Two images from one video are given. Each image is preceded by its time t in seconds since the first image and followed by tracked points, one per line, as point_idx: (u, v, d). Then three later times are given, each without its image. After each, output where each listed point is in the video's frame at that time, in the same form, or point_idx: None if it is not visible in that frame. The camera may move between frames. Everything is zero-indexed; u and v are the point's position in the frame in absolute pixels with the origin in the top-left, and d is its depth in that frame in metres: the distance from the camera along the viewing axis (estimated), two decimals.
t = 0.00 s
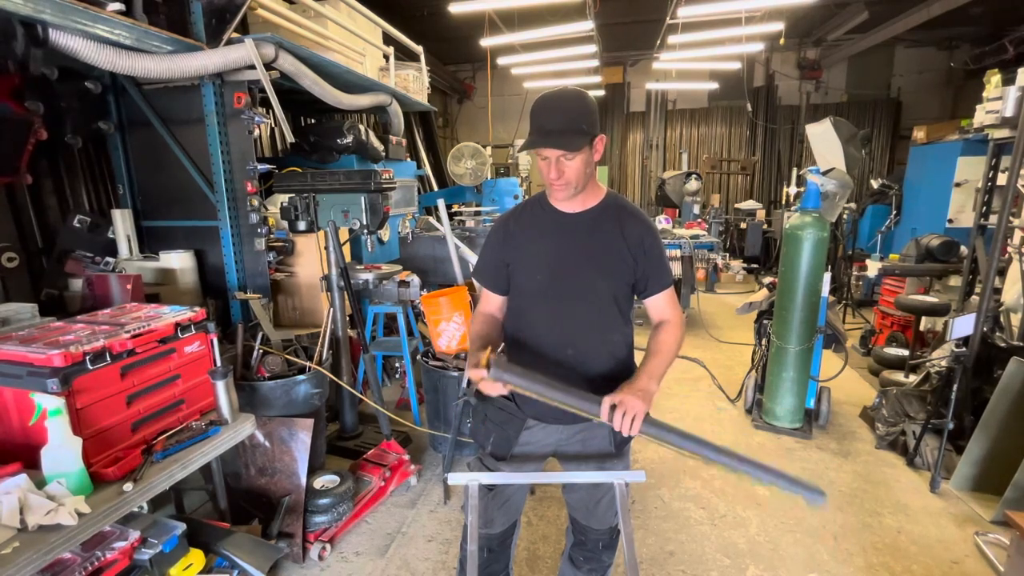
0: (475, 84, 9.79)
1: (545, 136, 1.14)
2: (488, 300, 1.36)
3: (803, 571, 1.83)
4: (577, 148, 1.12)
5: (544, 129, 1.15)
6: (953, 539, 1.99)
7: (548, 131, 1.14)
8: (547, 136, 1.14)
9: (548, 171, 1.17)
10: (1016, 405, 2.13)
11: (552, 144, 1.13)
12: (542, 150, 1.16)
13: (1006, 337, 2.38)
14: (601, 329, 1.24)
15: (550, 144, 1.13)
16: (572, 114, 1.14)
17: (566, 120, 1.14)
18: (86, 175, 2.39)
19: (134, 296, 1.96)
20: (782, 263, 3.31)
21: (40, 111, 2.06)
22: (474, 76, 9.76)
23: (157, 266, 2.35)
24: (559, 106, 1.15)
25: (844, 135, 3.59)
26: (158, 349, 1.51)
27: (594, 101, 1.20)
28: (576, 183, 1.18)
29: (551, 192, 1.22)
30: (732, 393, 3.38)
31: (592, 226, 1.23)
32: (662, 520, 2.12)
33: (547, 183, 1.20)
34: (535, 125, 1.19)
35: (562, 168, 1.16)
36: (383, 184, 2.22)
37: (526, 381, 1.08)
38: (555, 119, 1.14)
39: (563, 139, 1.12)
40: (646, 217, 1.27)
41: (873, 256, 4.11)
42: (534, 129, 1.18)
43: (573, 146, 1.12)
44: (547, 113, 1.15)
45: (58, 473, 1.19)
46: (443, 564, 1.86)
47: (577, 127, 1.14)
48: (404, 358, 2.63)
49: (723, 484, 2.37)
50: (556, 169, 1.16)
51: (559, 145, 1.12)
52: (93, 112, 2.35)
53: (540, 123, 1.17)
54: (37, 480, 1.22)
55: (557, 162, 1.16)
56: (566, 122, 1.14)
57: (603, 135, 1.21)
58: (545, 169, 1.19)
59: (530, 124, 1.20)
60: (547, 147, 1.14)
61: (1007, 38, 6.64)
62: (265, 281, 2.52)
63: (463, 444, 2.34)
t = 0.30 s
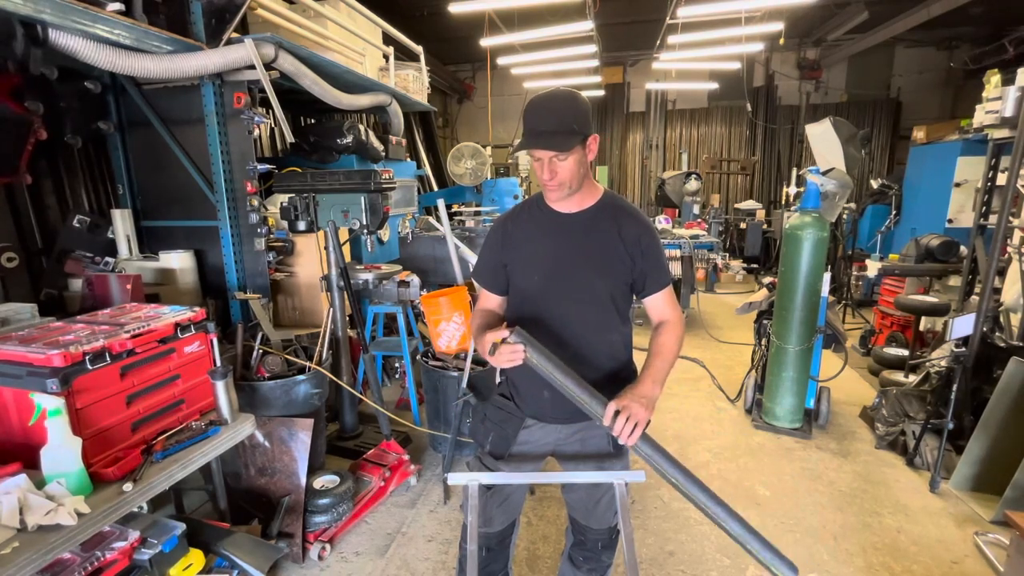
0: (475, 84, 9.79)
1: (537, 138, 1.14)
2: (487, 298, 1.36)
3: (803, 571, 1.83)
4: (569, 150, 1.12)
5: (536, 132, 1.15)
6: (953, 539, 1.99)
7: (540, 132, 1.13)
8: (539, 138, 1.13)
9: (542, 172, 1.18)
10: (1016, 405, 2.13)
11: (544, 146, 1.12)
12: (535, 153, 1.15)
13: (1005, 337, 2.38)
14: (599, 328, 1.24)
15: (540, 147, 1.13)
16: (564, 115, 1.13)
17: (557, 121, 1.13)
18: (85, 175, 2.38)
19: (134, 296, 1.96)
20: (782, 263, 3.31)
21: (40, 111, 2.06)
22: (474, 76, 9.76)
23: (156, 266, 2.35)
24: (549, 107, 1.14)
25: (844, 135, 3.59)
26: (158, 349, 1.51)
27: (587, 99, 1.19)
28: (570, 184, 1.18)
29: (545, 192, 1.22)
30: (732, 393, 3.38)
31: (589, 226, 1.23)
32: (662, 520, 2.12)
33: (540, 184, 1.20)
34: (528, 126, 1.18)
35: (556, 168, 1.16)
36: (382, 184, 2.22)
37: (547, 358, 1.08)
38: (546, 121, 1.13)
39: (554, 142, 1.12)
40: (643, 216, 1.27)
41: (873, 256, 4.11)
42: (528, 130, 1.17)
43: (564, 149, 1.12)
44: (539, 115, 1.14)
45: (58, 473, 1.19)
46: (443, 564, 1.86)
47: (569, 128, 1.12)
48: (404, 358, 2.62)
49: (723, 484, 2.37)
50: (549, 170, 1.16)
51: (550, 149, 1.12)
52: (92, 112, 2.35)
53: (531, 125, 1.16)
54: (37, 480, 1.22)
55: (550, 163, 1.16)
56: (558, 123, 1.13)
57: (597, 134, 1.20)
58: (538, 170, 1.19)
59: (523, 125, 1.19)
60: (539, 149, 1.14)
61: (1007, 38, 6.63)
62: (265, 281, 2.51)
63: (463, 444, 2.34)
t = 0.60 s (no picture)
0: (475, 84, 9.79)
1: (540, 142, 1.13)
2: (486, 298, 1.36)
3: (803, 571, 1.83)
4: (572, 155, 1.12)
5: (538, 135, 1.14)
6: (953, 539, 1.98)
7: (543, 136, 1.13)
8: (542, 142, 1.12)
9: (543, 175, 1.17)
10: (1016, 405, 2.13)
11: (548, 150, 1.12)
12: (537, 156, 1.15)
13: (1005, 337, 2.38)
14: (598, 329, 1.23)
15: (544, 151, 1.12)
16: (566, 118, 1.13)
17: (560, 125, 1.12)
18: (85, 175, 2.38)
19: (134, 296, 1.96)
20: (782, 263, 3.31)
21: (40, 111, 2.06)
22: (474, 76, 9.76)
23: (156, 266, 2.35)
24: (552, 110, 1.13)
25: (844, 135, 3.59)
26: (158, 349, 1.51)
27: (588, 102, 1.19)
28: (571, 187, 1.18)
29: (545, 193, 1.21)
30: (732, 393, 3.38)
31: (588, 226, 1.23)
32: (662, 520, 2.12)
33: (541, 185, 1.20)
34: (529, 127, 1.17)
35: (558, 172, 1.15)
36: (382, 184, 2.22)
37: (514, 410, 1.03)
38: (549, 124, 1.13)
39: (558, 147, 1.11)
40: (642, 217, 1.27)
41: (873, 256, 4.11)
42: (530, 132, 1.16)
43: (568, 154, 1.12)
44: (541, 118, 1.13)
45: (58, 473, 1.19)
46: (443, 565, 1.86)
47: (571, 132, 1.12)
48: (404, 358, 2.62)
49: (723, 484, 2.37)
50: (551, 174, 1.16)
51: (555, 154, 1.12)
52: (92, 112, 2.35)
53: (533, 127, 1.16)
54: (37, 480, 1.22)
55: (552, 166, 1.15)
56: (561, 127, 1.12)
57: (598, 137, 1.20)
58: (540, 172, 1.18)
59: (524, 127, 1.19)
60: (541, 154, 1.13)
61: (1007, 38, 6.63)
62: (264, 281, 2.51)
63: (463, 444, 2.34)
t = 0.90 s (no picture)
0: (475, 84, 9.79)
1: (556, 150, 1.12)
2: (487, 299, 1.35)
3: (802, 571, 1.83)
4: (589, 160, 1.13)
5: (548, 143, 1.13)
6: (953, 539, 1.98)
7: (557, 143, 1.12)
8: (559, 150, 1.12)
9: (557, 182, 1.16)
10: (1016, 405, 2.12)
11: (563, 157, 1.11)
12: (551, 165, 1.13)
13: (1005, 337, 2.38)
14: (598, 329, 1.23)
15: (560, 158, 1.11)
16: (575, 123, 1.13)
17: (571, 131, 1.12)
18: (85, 175, 2.38)
19: (133, 296, 1.96)
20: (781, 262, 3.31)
21: (40, 111, 2.07)
22: (474, 76, 9.76)
23: (156, 266, 2.36)
24: (561, 117, 1.13)
25: (844, 135, 3.59)
26: (158, 349, 1.51)
27: (589, 102, 1.18)
28: (581, 190, 1.19)
29: (554, 196, 1.21)
30: (732, 393, 3.38)
31: (589, 227, 1.23)
32: (662, 520, 2.12)
33: (552, 190, 1.19)
34: (536, 133, 1.16)
35: (572, 178, 1.16)
36: (382, 184, 2.22)
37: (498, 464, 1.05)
38: (560, 132, 1.12)
39: (573, 153, 1.11)
40: (642, 218, 1.27)
41: (873, 256, 4.11)
42: (538, 139, 1.15)
43: (585, 160, 1.12)
44: (553, 126, 1.12)
45: (58, 473, 1.19)
46: (443, 564, 1.86)
47: (582, 136, 1.12)
48: (404, 358, 2.62)
49: (723, 484, 2.37)
50: (566, 180, 1.16)
51: (572, 161, 1.11)
52: (92, 112, 2.35)
53: (541, 136, 1.14)
54: (37, 480, 1.22)
55: (567, 173, 1.15)
56: (575, 134, 1.12)
57: (603, 138, 1.20)
58: (552, 179, 1.17)
59: (529, 133, 1.17)
60: (555, 162, 1.12)
61: (1007, 38, 6.62)
62: (265, 281, 2.51)
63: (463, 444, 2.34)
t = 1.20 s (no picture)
0: (475, 84, 9.79)
1: (556, 151, 1.12)
2: (487, 298, 1.35)
3: (803, 571, 1.83)
4: (586, 166, 1.13)
5: (550, 144, 1.13)
6: (953, 539, 1.98)
7: (555, 143, 1.12)
8: (555, 151, 1.12)
9: (552, 183, 1.16)
10: (1016, 405, 2.12)
11: (560, 159, 1.11)
12: (546, 166, 1.13)
13: (1005, 337, 2.38)
14: (598, 329, 1.23)
15: (556, 161, 1.11)
16: (579, 128, 1.12)
17: (572, 134, 1.12)
18: (85, 176, 2.38)
19: (133, 296, 1.96)
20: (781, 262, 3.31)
21: (40, 111, 2.07)
22: (474, 76, 9.76)
23: (156, 266, 2.35)
24: (566, 120, 1.13)
25: (844, 135, 3.59)
26: (158, 349, 1.51)
27: (597, 106, 1.18)
28: (577, 192, 1.18)
29: (551, 196, 1.20)
30: (732, 393, 3.38)
31: (589, 227, 1.23)
32: (662, 520, 2.12)
33: (549, 190, 1.19)
34: (539, 132, 1.16)
35: (568, 180, 1.15)
36: (382, 184, 2.22)
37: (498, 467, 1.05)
38: (562, 134, 1.12)
39: (571, 157, 1.11)
40: (642, 219, 1.27)
41: (873, 256, 4.11)
42: (541, 138, 1.15)
43: (581, 166, 1.12)
44: (557, 127, 1.13)
45: (58, 473, 1.19)
46: (443, 565, 1.86)
47: (584, 141, 1.12)
48: (403, 358, 2.62)
49: (723, 484, 2.37)
50: (561, 181, 1.15)
51: (568, 165, 1.11)
52: (92, 112, 2.35)
53: (545, 135, 1.14)
54: (37, 480, 1.22)
55: (563, 174, 1.15)
56: (573, 136, 1.12)
57: (607, 144, 1.20)
58: (549, 179, 1.16)
59: (533, 131, 1.17)
60: (553, 164, 1.12)
61: (1007, 38, 6.62)
62: (264, 281, 2.51)
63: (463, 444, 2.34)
